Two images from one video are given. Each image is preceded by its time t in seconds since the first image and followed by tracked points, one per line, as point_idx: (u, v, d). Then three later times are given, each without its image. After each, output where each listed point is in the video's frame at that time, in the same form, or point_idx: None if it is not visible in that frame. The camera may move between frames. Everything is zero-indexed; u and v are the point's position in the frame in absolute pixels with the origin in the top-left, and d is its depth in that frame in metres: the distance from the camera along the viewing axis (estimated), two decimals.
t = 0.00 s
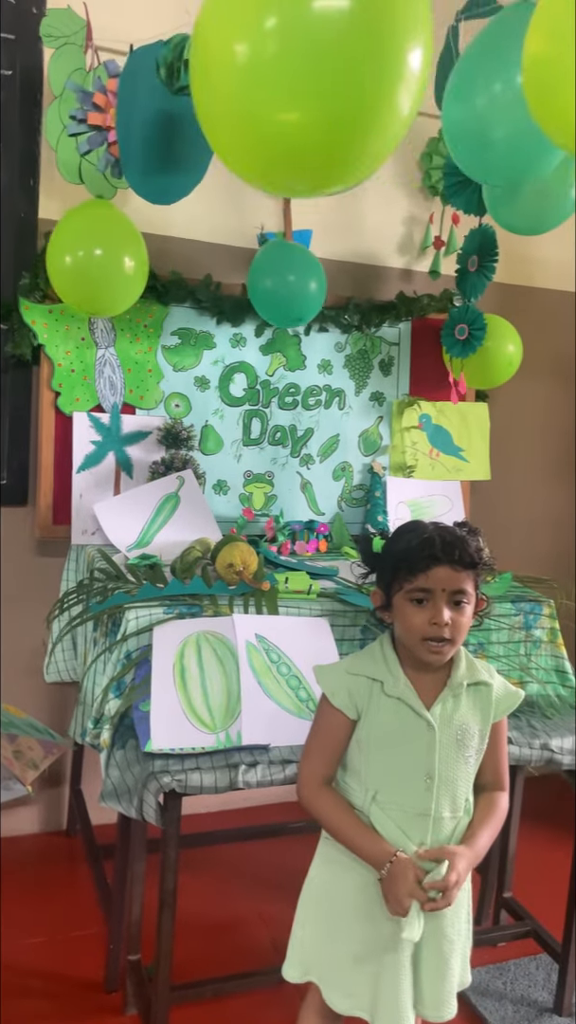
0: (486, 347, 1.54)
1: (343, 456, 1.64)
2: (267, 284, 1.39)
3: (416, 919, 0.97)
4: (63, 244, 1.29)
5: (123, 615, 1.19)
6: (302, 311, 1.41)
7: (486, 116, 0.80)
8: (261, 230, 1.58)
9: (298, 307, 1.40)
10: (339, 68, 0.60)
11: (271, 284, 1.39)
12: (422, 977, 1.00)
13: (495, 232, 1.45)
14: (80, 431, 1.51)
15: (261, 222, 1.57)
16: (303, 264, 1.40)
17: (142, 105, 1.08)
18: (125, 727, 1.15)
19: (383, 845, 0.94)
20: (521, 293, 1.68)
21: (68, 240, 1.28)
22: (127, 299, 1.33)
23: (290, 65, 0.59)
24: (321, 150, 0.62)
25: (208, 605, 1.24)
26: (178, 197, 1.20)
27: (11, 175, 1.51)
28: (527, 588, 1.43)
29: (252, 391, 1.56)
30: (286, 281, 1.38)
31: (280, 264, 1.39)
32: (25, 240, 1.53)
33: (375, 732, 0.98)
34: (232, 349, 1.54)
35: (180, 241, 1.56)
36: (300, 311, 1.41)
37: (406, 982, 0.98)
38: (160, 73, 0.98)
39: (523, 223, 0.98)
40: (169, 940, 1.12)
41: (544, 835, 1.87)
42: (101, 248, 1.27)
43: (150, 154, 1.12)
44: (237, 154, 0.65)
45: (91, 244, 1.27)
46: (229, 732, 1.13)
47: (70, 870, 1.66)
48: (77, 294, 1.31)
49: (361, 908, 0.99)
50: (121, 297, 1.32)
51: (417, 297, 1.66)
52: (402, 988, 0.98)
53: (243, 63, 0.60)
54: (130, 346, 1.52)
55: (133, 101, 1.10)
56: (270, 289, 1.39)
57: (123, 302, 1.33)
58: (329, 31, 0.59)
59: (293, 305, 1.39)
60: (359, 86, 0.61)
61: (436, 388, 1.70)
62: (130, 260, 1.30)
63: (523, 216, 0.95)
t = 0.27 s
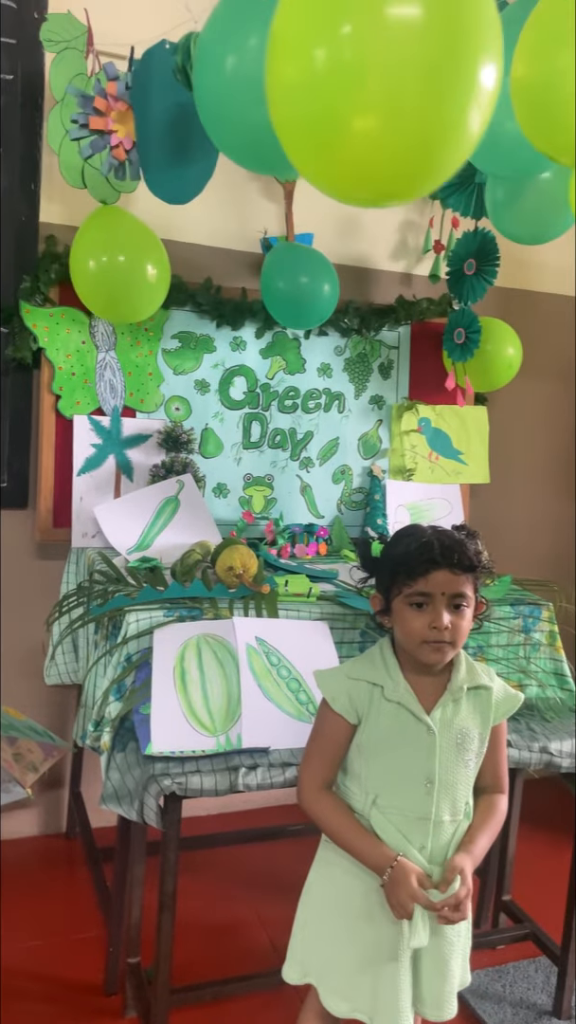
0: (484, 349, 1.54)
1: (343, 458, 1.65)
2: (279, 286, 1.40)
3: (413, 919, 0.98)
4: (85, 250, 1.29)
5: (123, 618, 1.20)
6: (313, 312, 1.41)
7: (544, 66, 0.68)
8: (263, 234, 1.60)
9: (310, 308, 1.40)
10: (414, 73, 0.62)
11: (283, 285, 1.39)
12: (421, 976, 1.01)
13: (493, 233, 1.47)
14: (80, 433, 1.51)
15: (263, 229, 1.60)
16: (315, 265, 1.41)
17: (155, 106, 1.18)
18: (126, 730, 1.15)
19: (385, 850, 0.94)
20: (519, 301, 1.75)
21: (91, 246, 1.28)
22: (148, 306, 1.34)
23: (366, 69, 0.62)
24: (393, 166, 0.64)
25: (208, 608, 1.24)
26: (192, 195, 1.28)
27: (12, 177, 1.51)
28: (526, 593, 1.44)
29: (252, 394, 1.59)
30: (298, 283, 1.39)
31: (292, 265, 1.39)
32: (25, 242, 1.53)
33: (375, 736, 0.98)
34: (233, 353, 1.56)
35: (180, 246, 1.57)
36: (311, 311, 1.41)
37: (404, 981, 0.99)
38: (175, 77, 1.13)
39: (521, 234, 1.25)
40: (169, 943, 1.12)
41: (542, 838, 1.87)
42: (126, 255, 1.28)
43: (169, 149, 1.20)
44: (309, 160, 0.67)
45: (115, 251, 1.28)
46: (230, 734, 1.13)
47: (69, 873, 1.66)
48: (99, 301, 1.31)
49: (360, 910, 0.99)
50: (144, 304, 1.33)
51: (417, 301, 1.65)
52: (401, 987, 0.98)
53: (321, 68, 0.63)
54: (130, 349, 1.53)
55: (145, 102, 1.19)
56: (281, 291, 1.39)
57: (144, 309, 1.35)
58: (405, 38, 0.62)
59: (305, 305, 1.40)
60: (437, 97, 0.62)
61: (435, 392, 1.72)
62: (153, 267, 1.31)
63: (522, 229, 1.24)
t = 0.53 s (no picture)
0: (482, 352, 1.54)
1: (342, 461, 1.66)
2: (274, 290, 1.40)
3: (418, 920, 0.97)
4: (87, 252, 1.29)
5: (123, 621, 1.20)
6: (308, 315, 1.41)
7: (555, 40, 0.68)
8: (259, 237, 1.60)
9: (303, 312, 1.40)
10: (513, 72, 0.66)
11: (278, 290, 1.39)
12: (423, 980, 1.00)
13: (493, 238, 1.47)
14: (79, 435, 1.51)
15: (259, 230, 1.60)
16: (310, 269, 1.41)
17: (159, 112, 1.21)
18: (125, 733, 1.15)
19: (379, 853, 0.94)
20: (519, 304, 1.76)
21: (92, 247, 1.28)
22: (150, 307, 1.34)
23: (452, 64, 0.66)
24: (482, 157, 0.69)
25: (208, 610, 1.24)
26: (191, 201, 1.32)
27: (12, 179, 1.51)
28: (526, 594, 1.44)
29: (251, 396, 1.58)
30: (292, 287, 1.39)
31: (288, 269, 1.40)
32: (24, 244, 1.53)
33: (375, 739, 0.98)
34: (233, 354, 1.56)
35: (179, 248, 1.57)
36: (305, 315, 1.41)
37: (407, 984, 0.98)
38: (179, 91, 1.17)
39: (528, 237, 1.29)
40: (169, 946, 1.12)
41: (542, 840, 1.87)
42: (127, 256, 1.28)
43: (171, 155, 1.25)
44: (393, 156, 0.72)
45: (117, 252, 1.28)
46: (230, 738, 1.13)
47: (69, 875, 1.66)
48: (101, 303, 1.31)
49: (360, 912, 0.99)
50: (146, 305, 1.33)
51: (416, 303, 1.66)
52: (404, 991, 0.98)
53: (404, 63, 0.68)
54: (130, 351, 1.52)
55: (148, 106, 1.22)
56: (277, 294, 1.39)
57: (147, 309, 1.34)
58: (496, 37, 0.66)
59: (299, 307, 1.40)
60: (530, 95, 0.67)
61: (434, 395, 1.72)
62: (155, 268, 1.31)
63: (530, 232, 1.27)
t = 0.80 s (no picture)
0: (484, 353, 1.54)
1: (341, 462, 1.66)
2: (251, 293, 1.40)
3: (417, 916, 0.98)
4: (72, 254, 1.29)
5: (123, 623, 1.20)
6: (285, 318, 1.42)
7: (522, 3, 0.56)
8: (251, 237, 1.60)
9: (280, 315, 1.41)
10: (468, 27, 0.54)
11: (254, 293, 1.39)
12: (421, 980, 1.01)
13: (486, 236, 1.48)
14: (77, 435, 1.50)
15: (250, 231, 1.60)
16: (286, 268, 1.41)
17: (156, 109, 1.19)
18: (125, 735, 1.16)
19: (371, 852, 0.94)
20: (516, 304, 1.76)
21: (78, 249, 1.28)
22: (137, 309, 1.34)
23: (400, 19, 0.53)
24: (424, 135, 0.57)
25: (208, 612, 1.24)
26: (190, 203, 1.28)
27: (10, 180, 1.51)
28: (524, 595, 1.44)
29: (250, 397, 1.59)
30: (269, 289, 1.39)
31: (263, 270, 1.39)
32: (23, 245, 1.53)
33: (374, 741, 0.98)
34: (231, 355, 1.56)
35: (177, 249, 1.57)
36: (282, 316, 1.41)
37: (405, 985, 0.99)
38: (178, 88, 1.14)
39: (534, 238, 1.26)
40: (170, 948, 1.12)
41: (541, 840, 1.88)
42: (113, 258, 1.28)
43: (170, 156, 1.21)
44: (342, 126, 0.60)
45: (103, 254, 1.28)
46: (230, 739, 1.13)
47: (69, 877, 1.66)
48: (86, 305, 1.31)
49: (360, 914, 0.99)
50: (132, 306, 1.33)
51: (414, 304, 1.65)
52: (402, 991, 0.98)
53: (351, 27, 0.55)
54: (128, 352, 1.52)
55: (145, 107, 1.20)
56: (254, 297, 1.39)
57: (133, 311, 1.34)
58: None
59: (275, 312, 1.41)
60: (487, 56, 0.55)
61: (431, 395, 1.73)
62: (141, 270, 1.31)
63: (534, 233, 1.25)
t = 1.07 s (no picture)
0: (479, 348, 1.54)
1: (338, 458, 1.66)
2: (226, 287, 1.40)
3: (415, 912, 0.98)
4: (52, 252, 1.29)
5: (120, 619, 1.19)
6: (256, 314, 1.41)
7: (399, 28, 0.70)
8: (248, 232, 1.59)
9: (253, 311, 1.40)
10: (343, 76, 0.67)
11: (229, 287, 1.39)
12: (420, 978, 1.00)
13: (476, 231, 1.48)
14: (74, 433, 1.49)
15: (248, 226, 1.59)
16: (262, 264, 1.40)
17: (148, 117, 1.21)
18: (124, 732, 1.15)
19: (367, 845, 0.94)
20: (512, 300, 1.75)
21: (58, 247, 1.28)
22: (118, 307, 1.33)
23: (290, 71, 0.67)
24: (320, 158, 0.70)
25: (206, 609, 1.24)
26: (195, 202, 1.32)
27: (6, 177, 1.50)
28: (523, 590, 1.44)
29: (247, 393, 1.58)
30: (243, 284, 1.38)
31: (241, 264, 1.39)
32: (18, 241, 1.52)
33: (372, 736, 0.98)
34: (227, 351, 1.56)
35: (173, 246, 1.56)
36: (254, 312, 1.41)
37: (404, 984, 0.98)
38: (168, 95, 1.17)
39: (535, 231, 1.26)
40: (168, 945, 1.12)
41: (540, 836, 1.88)
42: (94, 256, 1.27)
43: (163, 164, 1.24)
44: (242, 165, 0.73)
45: (82, 252, 1.27)
46: (229, 735, 1.13)
47: (68, 875, 1.66)
48: (65, 303, 1.30)
49: (359, 911, 0.99)
50: (111, 305, 1.32)
51: (411, 300, 1.64)
52: (401, 990, 0.98)
53: (247, 76, 0.68)
54: (125, 349, 1.52)
55: (137, 110, 1.22)
56: (228, 292, 1.40)
57: (114, 309, 1.33)
58: (333, 42, 0.67)
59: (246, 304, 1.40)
60: (366, 102, 0.68)
61: (428, 391, 1.72)
62: (122, 267, 1.30)
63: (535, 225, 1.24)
